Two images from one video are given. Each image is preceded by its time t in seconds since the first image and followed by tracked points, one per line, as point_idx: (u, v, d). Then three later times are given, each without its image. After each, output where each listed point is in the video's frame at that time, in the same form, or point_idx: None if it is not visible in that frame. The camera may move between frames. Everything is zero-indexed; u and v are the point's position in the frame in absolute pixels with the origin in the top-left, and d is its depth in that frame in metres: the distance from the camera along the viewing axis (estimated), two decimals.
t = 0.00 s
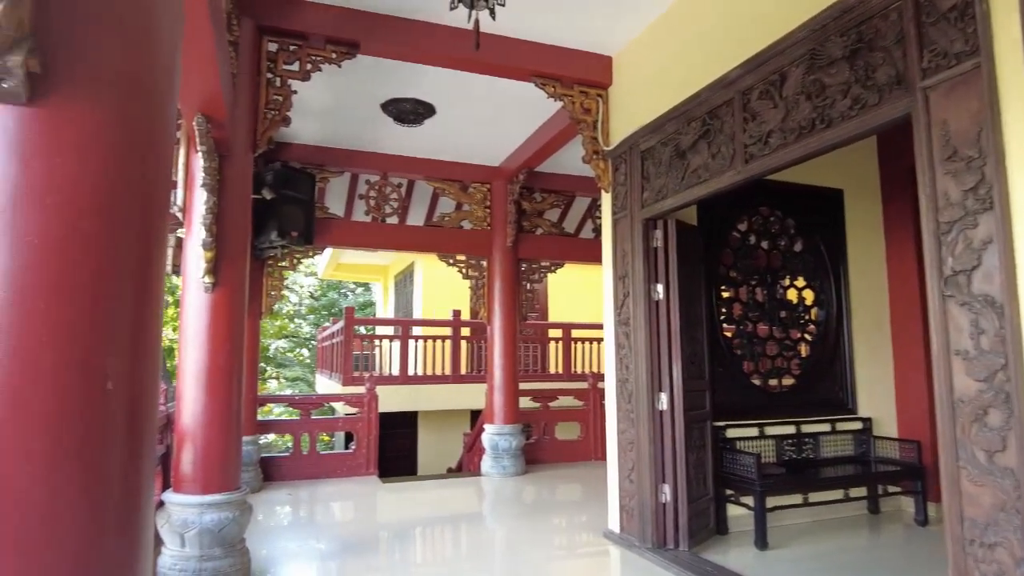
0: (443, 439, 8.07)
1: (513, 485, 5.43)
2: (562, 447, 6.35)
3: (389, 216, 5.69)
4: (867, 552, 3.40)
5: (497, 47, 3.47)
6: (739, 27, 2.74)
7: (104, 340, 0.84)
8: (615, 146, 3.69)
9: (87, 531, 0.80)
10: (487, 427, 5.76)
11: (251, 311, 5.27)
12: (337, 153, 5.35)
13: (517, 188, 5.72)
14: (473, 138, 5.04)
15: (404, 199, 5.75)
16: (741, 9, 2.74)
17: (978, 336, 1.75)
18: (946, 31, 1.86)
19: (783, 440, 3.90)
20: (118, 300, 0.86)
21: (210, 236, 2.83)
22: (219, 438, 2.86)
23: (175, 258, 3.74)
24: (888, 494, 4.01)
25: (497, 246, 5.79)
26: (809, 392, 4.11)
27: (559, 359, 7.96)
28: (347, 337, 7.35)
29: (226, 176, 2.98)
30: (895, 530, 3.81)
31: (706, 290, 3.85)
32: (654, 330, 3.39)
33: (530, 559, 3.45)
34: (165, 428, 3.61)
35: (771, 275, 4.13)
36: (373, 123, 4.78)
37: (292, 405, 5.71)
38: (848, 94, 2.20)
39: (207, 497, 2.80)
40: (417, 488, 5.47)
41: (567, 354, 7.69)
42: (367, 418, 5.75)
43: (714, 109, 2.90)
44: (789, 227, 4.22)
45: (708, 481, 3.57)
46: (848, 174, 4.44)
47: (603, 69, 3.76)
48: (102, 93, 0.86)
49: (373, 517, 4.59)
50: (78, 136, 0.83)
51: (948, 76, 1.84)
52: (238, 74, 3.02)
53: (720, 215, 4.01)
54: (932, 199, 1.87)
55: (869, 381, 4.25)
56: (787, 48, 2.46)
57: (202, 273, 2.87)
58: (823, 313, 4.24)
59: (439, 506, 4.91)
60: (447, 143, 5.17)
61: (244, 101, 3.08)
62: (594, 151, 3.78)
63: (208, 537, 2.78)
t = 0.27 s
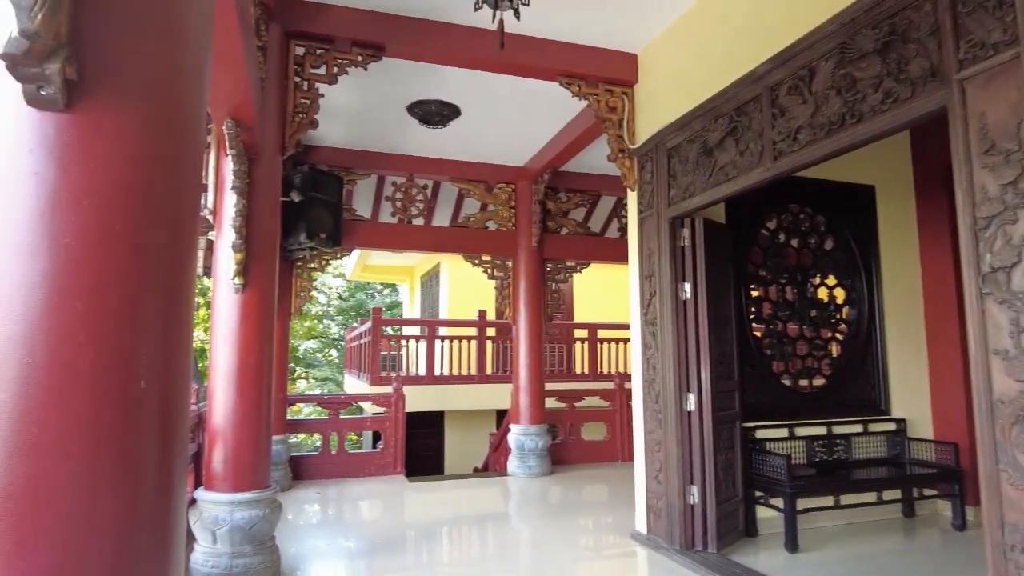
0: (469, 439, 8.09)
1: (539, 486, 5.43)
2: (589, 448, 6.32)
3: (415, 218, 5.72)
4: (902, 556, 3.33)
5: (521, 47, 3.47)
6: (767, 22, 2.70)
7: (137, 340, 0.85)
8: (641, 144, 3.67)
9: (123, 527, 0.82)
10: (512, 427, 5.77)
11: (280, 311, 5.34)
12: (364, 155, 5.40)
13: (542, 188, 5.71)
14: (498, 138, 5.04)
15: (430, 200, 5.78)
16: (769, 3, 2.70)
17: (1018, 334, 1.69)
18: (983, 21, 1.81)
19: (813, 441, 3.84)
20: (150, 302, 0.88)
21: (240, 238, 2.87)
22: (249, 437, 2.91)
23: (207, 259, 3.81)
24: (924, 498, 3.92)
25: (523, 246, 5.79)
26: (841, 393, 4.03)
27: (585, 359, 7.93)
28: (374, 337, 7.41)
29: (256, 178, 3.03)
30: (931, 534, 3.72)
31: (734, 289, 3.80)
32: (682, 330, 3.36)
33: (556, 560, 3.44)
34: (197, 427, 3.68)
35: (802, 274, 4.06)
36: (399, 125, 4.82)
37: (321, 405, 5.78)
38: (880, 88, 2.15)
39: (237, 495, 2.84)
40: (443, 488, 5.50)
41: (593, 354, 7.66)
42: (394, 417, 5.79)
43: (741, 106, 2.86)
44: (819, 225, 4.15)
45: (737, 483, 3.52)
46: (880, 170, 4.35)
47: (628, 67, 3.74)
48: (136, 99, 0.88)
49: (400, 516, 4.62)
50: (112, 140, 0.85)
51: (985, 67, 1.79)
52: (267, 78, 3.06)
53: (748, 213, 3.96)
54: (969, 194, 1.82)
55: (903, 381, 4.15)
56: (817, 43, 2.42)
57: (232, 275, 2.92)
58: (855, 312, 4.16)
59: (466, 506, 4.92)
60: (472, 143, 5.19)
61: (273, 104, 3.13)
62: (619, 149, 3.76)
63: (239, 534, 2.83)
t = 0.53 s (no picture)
0: (487, 439, 8.09)
1: (557, 486, 5.42)
2: (607, 448, 6.30)
3: (433, 218, 5.74)
4: (927, 559, 3.27)
5: (538, 46, 3.47)
6: (787, 18, 2.68)
7: (158, 341, 0.87)
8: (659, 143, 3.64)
9: (145, 523, 0.84)
10: (530, 427, 5.77)
11: (300, 311, 5.38)
12: (382, 157, 5.44)
13: (559, 188, 5.70)
14: (515, 138, 5.05)
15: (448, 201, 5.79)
16: None
17: None
18: (1009, 14, 1.78)
19: (835, 441, 3.79)
20: (171, 303, 0.89)
21: (260, 240, 2.90)
22: (268, 437, 2.93)
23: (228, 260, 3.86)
24: (949, 500, 3.85)
25: (540, 246, 5.78)
26: (863, 393, 3.98)
27: (603, 359, 7.90)
28: (393, 337, 7.45)
29: (275, 180, 3.06)
30: (956, 537, 3.65)
31: (754, 289, 3.76)
32: (700, 329, 3.33)
33: (574, 560, 3.43)
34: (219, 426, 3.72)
35: (822, 272, 4.01)
36: (417, 126, 4.84)
37: (340, 405, 5.82)
38: (902, 83, 2.12)
39: (258, 494, 2.87)
40: (461, 488, 5.51)
41: (611, 354, 7.63)
42: (412, 417, 5.82)
43: (761, 103, 2.83)
44: (840, 223, 4.10)
45: (757, 484, 3.49)
46: (903, 167, 4.28)
47: (646, 65, 3.72)
48: (159, 103, 0.89)
49: (418, 515, 4.64)
50: (134, 144, 0.86)
51: (1011, 60, 1.75)
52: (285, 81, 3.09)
53: (768, 211, 3.92)
54: (995, 191, 1.79)
55: (927, 381, 4.09)
56: (837, 38, 2.39)
57: (252, 276, 2.95)
58: (877, 311, 4.10)
59: (484, 506, 4.93)
60: (489, 144, 5.19)
61: (292, 107, 3.16)
62: (637, 148, 3.74)
63: (259, 533, 2.86)
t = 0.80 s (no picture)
0: (498, 440, 8.10)
1: (569, 486, 5.41)
2: (619, 448, 6.28)
3: (444, 219, 5.75)
4: (943, 562, 3.24)
5: (548, 46, 3.47)
6: (800, 16, 2.66)
7: (173, 341, 0.88)
8: (670, 142, 3.63)
9: (160, 522, 0.85)
10: (542, 427, 5.77)
11: (313, 312, 5.42)
12: (394, 158, 5.46)
13: (570, 188, 5.69)
14: (526, 139, 5.04)
15: (459, 201, 5.81)
16: None
17: None
18: None
19: (849, 442, 3.76)
20: (185, 304, 0.90)
21: (273, 241, 2.92)
22: (281, 436, 2.96)
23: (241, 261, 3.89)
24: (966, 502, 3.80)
25: (551, 246, 5.78)
26: (877, 393, 3.94)
27: (615, 360, 7.88)
28: (405, 338, 7.47)
29: (288, 181, 3.08)
30: (973, 540, 3.61)
31: (767, 288, 3.74)
32: (713, 329, 3.31)
33: (586, 561, 3.43)
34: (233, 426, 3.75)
35: (836, 272, 3.98)
36: (428, 127, 4.86)
37: (353, 404, 5.84)
38: (916, 81, 2.10)
39: (271, 493, 2.89)
40: (473, 488, 5.52)
41: (623, 354, 7.60)
42: (424, 417, 5.83)
43: (773, 102, 2.82)
44: (854, 222, 4.07)
45: (770, 485, 3.47)
46: (918, 165, 4.24)
47: (657, 65, 3.71)
48: (173, 108, 0.90)
49: (430, 515, 4.65)
50: (148, 147, 0.87)
51: None
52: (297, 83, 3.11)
53: (781, 211, 3.90)
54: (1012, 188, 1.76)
55: (943, 381, 4.04)
56: (850, 36, 2.37)
57: (266, 277, 2.97)
58: (891, 311, 4.06)
59: (496, 506, 4.94)
60: (500, 144, 5.20)
61: (304, 108, 3.18)
62: (649, 147, 3.73)
63: (273, 531, 2.88)
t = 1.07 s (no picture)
0: (505, 440, 8.09)
1: (575, 486, 5.40)
2: (625, 448, 6.26)
3: (451, 219, 5.75)
4: (952, 563, 3.21)
5: (554, 46, 3.47)
6: (806, 13, 2.64)
7: (174, 341, 0.88)
8: (676, 141, 3.62)
9: (162, 522, 0.85)
10: (548, 427, 5.76)
11: (319, 312, 5.43)
12: (400, 158, 5.47)
13: (576, 187, 5.68)
14: (532, 138, 5.04)
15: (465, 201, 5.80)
16: None
17: None
18: None
19: (857, 443, 3.73)
20: (187, 304, 0.91)
21: (279, 241, 2.94)
22: (288, 434, 2.97)
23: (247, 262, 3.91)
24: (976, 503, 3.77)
25: (557, 246, 5.76)
26: (886, 393, 3.92)
27: (622, 359, 7.86)
28: (411, 338, 7.48)
29: (293, 181, 3.09)
30: (983, 541, 3.58)
31: (773, 288, 3.72)
32: (718, 328, 3.29)
33: (592, 560, 3.42)
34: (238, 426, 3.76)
35: (844, 271, 3.96)
36: (435, 127, 4.86)
37: (359, 404, 5.85)
38: (924, 78, 2.08)
39: (277, 492, 2.90)
40: (479, 488, 5.52)
41: (630, 354, 7.58)
42: (431, 416, 5.83)
43: (779, 100, 2.80)
44: (861, 220, 4.04)
45: (777, 485, 3.45)
46: (927, 164, 4.21)
47: (663, 63, 3.70)
48: (174, 109, 0.91)
49: (436, 515, 4.66)
50: (150, 147, 0.88)
51: None
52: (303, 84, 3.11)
53: (787, 210, 3.88)
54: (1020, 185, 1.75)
55: (952, 381, 4.01)
56: (857, 33, 2.35)
57: (271, 277, 2.98)
58: (899, 310, 4.04)
59: (502, 506, 4.93)
60: (506, 144, 5.19)
61: (309, 109, 3.18)
62: (655, 146, 3.71)
63: (278, 530, 2.89)
